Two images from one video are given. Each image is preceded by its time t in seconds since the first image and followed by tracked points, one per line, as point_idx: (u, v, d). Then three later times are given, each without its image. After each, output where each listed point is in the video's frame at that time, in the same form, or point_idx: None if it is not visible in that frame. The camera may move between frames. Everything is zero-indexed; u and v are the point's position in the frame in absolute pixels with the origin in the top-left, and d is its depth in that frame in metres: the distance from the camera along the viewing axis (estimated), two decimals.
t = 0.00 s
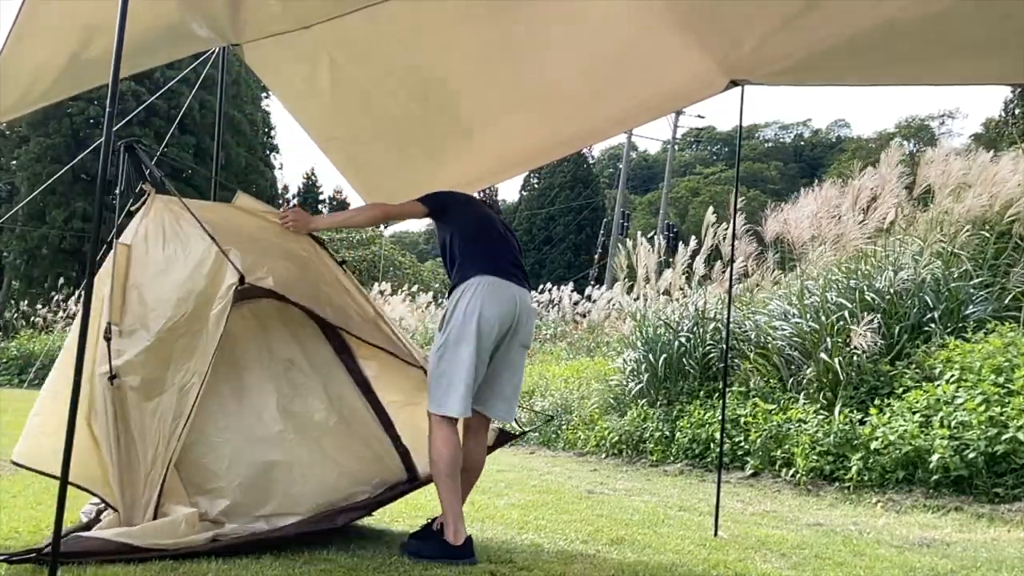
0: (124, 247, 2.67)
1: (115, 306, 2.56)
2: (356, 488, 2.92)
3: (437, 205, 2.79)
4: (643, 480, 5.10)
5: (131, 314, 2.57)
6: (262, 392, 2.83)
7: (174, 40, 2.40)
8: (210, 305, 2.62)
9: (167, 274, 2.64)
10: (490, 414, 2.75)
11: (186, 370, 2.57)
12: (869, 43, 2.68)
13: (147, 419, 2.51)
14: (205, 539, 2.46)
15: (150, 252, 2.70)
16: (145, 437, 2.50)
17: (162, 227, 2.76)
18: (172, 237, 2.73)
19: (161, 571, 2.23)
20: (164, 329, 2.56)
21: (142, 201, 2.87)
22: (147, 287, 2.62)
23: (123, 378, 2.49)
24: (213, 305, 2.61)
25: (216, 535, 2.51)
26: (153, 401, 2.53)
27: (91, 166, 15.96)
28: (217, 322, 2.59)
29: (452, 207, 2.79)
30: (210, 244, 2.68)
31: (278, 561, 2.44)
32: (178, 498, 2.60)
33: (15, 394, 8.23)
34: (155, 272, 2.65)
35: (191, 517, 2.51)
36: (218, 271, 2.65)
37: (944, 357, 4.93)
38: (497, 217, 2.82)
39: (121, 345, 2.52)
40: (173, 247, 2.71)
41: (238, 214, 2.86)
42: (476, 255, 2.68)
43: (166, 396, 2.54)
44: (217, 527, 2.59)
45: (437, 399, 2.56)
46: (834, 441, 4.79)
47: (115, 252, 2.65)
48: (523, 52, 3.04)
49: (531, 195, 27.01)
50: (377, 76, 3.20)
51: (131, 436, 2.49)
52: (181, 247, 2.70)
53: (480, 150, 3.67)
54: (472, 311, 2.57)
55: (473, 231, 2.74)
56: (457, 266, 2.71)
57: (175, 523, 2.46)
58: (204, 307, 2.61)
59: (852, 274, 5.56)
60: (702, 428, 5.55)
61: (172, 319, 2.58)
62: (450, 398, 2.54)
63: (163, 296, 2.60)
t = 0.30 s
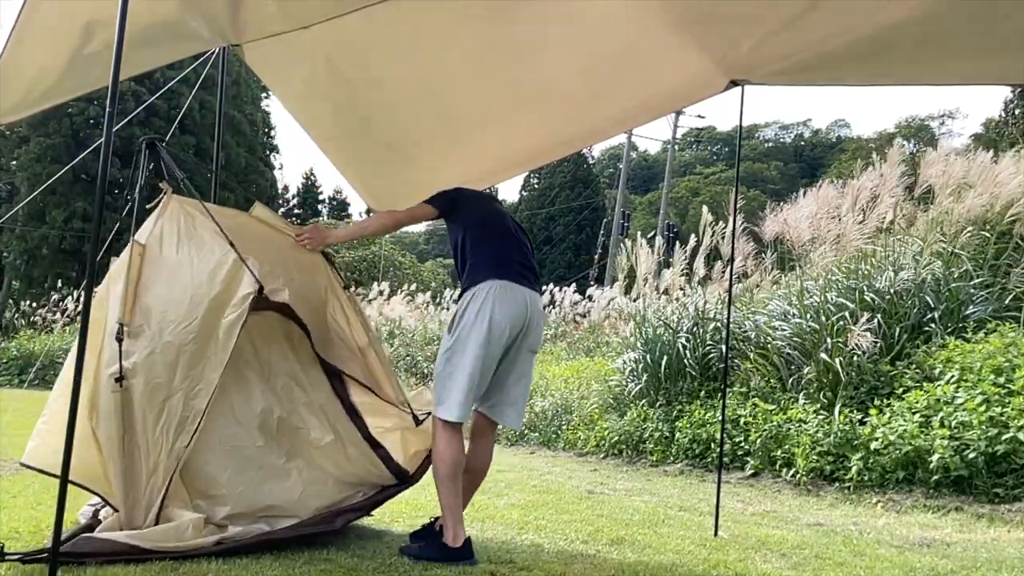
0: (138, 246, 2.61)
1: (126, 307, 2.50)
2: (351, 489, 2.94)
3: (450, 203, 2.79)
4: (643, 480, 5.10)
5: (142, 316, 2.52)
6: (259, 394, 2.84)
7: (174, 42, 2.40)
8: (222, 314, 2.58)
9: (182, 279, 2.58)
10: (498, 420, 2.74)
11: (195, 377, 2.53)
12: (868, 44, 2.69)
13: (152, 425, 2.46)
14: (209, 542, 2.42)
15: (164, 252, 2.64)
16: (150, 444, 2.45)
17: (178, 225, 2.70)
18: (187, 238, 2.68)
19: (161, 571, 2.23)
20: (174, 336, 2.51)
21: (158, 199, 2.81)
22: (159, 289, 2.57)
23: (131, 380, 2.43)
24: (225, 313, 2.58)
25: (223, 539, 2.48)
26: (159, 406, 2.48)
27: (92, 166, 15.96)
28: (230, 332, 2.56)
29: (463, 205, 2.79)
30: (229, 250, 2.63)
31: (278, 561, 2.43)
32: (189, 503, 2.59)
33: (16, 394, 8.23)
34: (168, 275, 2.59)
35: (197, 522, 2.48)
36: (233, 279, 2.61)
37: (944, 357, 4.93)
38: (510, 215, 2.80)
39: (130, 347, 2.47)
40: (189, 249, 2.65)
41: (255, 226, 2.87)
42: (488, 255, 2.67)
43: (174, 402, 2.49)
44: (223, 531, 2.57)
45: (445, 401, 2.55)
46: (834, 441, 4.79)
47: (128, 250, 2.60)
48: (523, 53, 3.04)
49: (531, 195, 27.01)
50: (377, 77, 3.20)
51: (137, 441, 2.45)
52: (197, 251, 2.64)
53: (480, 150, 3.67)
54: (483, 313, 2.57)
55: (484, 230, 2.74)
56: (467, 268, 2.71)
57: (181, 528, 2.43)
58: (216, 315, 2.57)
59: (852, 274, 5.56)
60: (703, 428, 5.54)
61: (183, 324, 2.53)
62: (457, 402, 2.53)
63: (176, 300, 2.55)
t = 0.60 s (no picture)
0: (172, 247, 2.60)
1: (154, 309, 2.48)
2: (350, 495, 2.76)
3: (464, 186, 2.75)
4: (643, 480, 5.11)
5: (169, 320, 2.48)
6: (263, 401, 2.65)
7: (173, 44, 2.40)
8: (246, 327, 2.51)
9: (210, 285, 2.54)
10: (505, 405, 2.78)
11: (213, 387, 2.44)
12: (870, 43, 2.68)
13: (165, 430, 2.39)
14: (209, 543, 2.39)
15: (197, 256, 2.62)
16: (160, 446, 2.38)
17: (213, 230, 2.69)
18: (221, 245, 2.65)
19: (161, 571, 2.21)
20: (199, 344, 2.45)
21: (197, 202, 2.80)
22: (188, 293, 2.54)
23: (148, 383, 2.37)
24: (249, 328, 2.51)
25: (223, 538, 2.44)
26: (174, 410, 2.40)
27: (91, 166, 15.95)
28: (253, 347, 2.49)
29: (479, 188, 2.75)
30: (261, 262, 2.59)
31: (278, 561, 2.42)
32: (188, 506, 2.50)
33: (16, 394, 8.23)
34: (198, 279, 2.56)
35: (200, 523, 2.45)
36: (262, 291, 2.56)
37: (944, 357, 4.93)
38: (526, 203, 2.79)
39: (153, 349, 2.41)
40: (222, 255, 2.62)
41: (290, 234, 2.82)
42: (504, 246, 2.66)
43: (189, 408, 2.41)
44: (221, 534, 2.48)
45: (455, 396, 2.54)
46: (834, 441, 4.80)
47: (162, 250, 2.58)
48: (523, 53, 3.04)
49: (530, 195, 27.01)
50: (378, 77, 3.20)
51: (148, 443, 2.38)
52: (229, 259, 2.61)
53: (479, 149, 3.67)
54: (501, 312, 2.57)
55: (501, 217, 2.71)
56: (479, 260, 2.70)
57: (183, 527, 2.40)
58: (242, 327, 2.51)
59: (852, 274, 5.56)
60: (702, 428, 5.54)
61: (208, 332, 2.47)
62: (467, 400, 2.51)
63: (203, 307, 2.50)
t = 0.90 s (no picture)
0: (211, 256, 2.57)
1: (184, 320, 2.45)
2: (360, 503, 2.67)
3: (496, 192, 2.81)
4: (643, 480, 5.11)
5: (197, 333, 2.45)
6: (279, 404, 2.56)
7: (172, 45, 2.39)
8: (274, 353, 2.45)
9: (243, 303, 2.50)
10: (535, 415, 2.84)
11: (233, 408, 2.40)
12: (870, 43, 2.68)
13: (179, 442, 2.36)
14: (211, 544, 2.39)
15: (233, 267, 2.58)
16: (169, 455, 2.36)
17: (253, 241, 2.64)
18: (261, 261, 2.60)
19: (161, 571, 2.20)
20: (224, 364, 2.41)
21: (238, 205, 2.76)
22: (221, 308, 2.50)
23: (169, 395, 2.36)
24: (279, 356, 2.45)
25: (224, 539, 2.43)
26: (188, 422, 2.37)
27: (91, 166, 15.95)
28: (279, 375, 2.43)
29: (506, 195, 2.83)
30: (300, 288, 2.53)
31: (277, 561, 2.42)
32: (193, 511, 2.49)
33: (16, 393, 8.24)
34: (231, 294, 2.52)
35: (201, 526, 2.44)
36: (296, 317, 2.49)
37: (944, 357, 4.92)
38: (542, 213, 2.87)
39: (178, 361, 2.40)
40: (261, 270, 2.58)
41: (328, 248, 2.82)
42: (526, 254, 2.76)
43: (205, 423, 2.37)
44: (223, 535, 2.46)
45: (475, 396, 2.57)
46: (834, 441, 4.80)
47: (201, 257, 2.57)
48: (522, 53, 3.03)
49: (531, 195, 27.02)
50: (379, 78, 3.19)
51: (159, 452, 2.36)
52: (267, 280, 2.56)
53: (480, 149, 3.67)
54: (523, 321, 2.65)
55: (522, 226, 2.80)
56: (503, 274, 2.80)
57: (184, 529, 2.40)
58: (270, 355, 2.45)
59: (853, 274, 5.55)
60: (702, 428, 5.54)
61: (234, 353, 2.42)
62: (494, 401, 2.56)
63: (234, 325, 2.46)
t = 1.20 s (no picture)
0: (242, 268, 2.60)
1: (213, 331, 2.48)
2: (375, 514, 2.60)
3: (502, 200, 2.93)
4: (643, 480, 5.11)
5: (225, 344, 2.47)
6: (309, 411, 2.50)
7: (172, 47, 2.39)
8: (304, 372, 2.45)
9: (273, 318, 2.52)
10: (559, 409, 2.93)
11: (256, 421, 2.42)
12: (871, 43, 2.67)
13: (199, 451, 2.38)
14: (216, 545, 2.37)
15: (264, 280, 2.61)
16: (193, 467, 2.40)
17: (288, 254, 2.67)
18: (294, 276, 2.63)
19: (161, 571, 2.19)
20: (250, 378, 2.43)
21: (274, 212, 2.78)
22: (250, 321, 2.52)
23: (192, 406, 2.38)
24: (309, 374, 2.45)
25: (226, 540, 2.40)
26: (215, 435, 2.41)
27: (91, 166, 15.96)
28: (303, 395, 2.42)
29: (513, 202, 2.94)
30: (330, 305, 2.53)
31: (278, 560, 2.40)
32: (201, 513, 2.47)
33: (16, 393, 8.24)
34: (262, 308, 2.55)
35: (203, 529, 2.42)
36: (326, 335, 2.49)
37: (944, 357, 4.92)
38: (549, 213, 2.95)
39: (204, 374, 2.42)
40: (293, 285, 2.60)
41: (366, 256, 2.79)
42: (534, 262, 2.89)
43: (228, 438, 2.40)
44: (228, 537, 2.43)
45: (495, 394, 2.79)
46: (834, 441, 4.80)
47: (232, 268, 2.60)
48: (522, 54, 3.03)
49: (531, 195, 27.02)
50: (379, 78, 3.19)
51: (182, 463, 2.39)
52: (301, 295, 2.57)
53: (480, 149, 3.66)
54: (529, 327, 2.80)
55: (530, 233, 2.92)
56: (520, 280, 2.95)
57: (186, 531, 2.38)
58: (297, 372, 2.46)
59: (853, 274, 5.55)
60: (702, 428, 5.53)
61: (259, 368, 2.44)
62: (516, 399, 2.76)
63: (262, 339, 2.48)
